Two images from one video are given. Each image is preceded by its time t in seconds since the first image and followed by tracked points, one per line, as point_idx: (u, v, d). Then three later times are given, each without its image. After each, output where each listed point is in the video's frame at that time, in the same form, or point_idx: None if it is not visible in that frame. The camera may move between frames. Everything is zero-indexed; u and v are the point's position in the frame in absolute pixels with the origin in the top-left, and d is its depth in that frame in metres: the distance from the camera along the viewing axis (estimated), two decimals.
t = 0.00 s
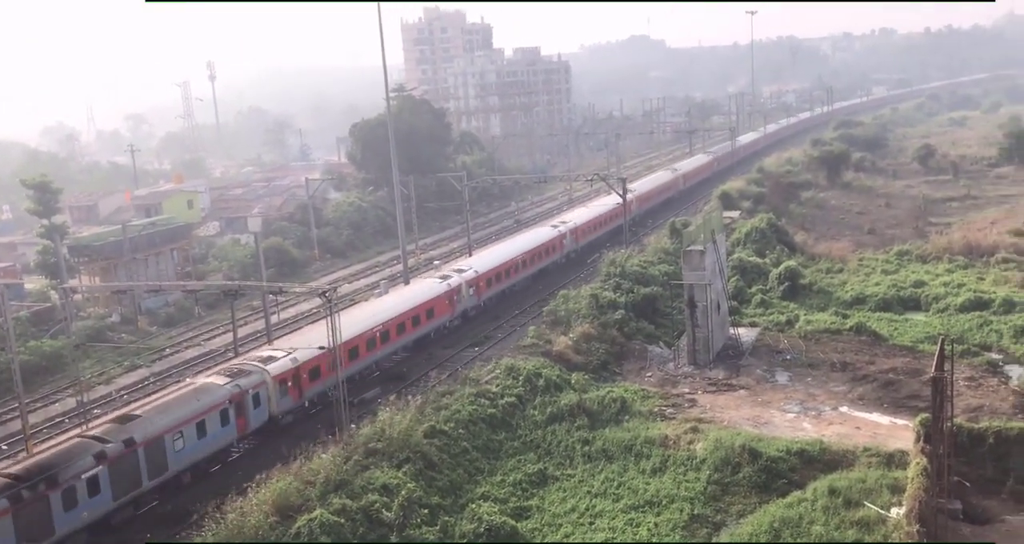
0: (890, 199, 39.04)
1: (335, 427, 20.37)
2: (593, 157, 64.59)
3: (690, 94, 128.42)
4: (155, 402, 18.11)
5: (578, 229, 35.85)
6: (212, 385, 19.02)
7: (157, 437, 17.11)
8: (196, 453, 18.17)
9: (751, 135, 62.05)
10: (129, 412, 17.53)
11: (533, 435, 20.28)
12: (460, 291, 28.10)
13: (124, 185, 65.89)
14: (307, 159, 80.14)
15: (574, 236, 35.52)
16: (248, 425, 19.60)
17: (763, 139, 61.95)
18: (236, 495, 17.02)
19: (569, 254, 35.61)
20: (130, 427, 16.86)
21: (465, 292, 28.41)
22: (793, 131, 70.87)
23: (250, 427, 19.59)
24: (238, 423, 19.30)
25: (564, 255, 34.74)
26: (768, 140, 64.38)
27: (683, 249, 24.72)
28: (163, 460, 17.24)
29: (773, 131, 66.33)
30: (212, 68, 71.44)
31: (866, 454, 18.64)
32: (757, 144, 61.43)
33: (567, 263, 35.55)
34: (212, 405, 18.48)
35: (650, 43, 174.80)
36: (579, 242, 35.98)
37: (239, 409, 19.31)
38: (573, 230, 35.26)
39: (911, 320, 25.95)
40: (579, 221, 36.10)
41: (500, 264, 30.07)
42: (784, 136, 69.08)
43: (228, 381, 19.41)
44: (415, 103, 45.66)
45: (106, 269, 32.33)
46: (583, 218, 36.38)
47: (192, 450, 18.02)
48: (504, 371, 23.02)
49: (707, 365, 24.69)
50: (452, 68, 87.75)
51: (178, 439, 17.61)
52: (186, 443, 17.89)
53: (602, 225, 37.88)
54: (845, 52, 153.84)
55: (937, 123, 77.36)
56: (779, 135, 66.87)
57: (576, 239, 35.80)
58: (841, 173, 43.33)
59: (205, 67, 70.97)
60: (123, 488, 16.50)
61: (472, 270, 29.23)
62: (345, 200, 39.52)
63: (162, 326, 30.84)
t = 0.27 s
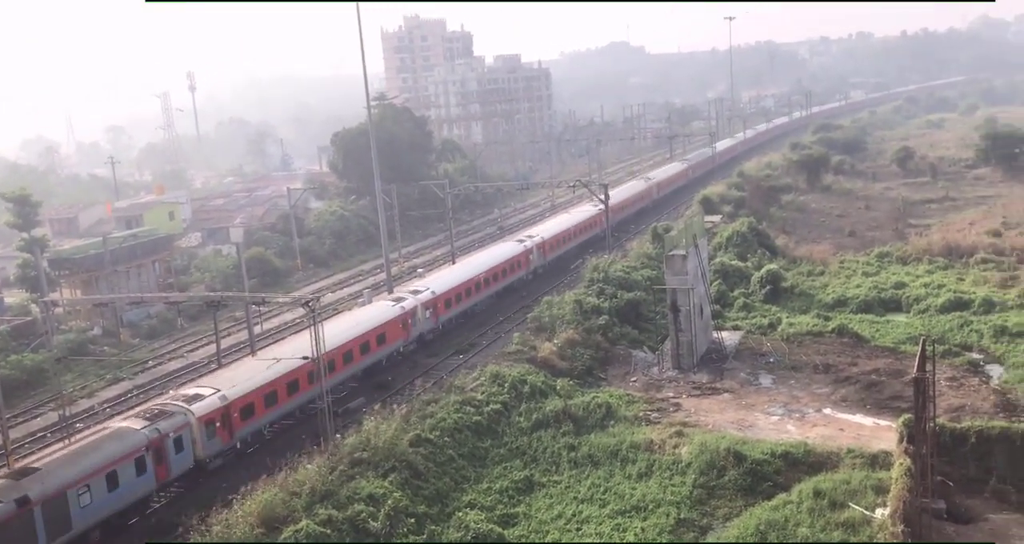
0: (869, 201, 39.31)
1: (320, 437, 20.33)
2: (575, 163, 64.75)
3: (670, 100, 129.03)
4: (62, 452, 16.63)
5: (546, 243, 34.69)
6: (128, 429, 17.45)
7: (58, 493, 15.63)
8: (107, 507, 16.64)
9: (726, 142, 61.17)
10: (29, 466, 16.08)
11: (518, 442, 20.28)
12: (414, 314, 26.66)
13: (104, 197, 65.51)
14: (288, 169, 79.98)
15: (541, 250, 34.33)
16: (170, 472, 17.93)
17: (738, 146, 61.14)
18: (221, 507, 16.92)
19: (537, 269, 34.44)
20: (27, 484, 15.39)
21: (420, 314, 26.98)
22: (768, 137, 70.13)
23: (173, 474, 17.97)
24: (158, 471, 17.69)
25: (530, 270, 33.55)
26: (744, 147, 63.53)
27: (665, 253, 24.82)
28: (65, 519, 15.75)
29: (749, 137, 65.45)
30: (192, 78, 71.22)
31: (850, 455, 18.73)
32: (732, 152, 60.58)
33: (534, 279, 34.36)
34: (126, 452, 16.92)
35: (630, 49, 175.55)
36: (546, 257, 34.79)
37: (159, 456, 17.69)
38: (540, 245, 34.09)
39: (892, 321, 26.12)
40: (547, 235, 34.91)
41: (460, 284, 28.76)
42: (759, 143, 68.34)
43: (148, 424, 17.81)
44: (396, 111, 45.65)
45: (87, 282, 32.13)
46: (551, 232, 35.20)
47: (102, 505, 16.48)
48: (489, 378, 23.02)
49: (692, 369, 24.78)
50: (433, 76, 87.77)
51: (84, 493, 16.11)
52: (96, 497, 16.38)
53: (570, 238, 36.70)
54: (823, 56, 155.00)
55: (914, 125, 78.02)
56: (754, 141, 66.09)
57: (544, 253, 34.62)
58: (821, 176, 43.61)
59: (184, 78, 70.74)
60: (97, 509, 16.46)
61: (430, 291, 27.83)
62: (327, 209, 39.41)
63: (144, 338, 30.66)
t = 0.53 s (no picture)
0: (853, 205, 39.50)
1: (305, 445, 20.26)
2: (559, 169, 64.84)
3: (654, 105, 129.52)
4: None
5: (513, 258, 33.42)
6: (31, 478, 15.86)
7: None
8: None
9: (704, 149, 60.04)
10: None
11: (505, 448, 20.24)
12: (366, 338, 25.18)
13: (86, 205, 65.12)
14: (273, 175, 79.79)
15: (507, 266, 33.05)
16: (77, 524, 16.37)
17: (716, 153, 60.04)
18: (206, 516, 16.81)
19: (503, 286, 33.17)
20: None
21: (374, 338, 25.58)
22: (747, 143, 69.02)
23: (80, 528, 16.40)
24: (63, 523, 16.14)
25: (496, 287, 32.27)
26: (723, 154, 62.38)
27: (650, 258, 24.86)
28: None
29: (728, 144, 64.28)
30: (176, 85, 70.97)
31: (836, 458, 18.76)
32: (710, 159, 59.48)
33: (502, 296, 33.11)
34: (26, 506, 15.38)
35: (613, 55, 176.06)
36: (514, 272, 33.51)
37: (65, 506, 16.12)
38: (505, 261, 32.81)
39: (876, 324, 26.22)
40: (514, 250, 33.63)
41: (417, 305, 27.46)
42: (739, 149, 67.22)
43: (53, 472, 16.19)
44: (381, 118, 45.62)
45: (70, 290, 31.90)
46: (519, 247, 33.91)
47: None
48: (475, 384, 22.99)
49: (677, 374, 24.82)
50: (417, 82, 87.77)
51: None
52: None
53: (540, 253, 35.41)
54: (805, 61, 155.93)
55: (897, 129, 78.49)
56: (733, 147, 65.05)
57: (511, 269, 33.35)
58: (805, 180, 43.80)
59: (168, 85, 70.50)
60: (76, 522, 16.33)
61: (384, 312, 26.40)
62: (312, 216, 39.29)
63: (127, 346, 30.45)
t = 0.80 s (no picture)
0: (843, 209, 39.63)
1: (296, 449, 20.21)
2: (550, 173, 64.90)
3: (644, 109, 129.81)
4: None
5: (485, 272, 32.01)
6: None
7: None
8: None
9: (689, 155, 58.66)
10: None
11: (496, 452, 20.22)
12: (320, 363, 23.31)
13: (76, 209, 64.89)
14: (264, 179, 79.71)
15: (479, 281, 31.61)
16: None
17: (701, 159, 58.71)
18: (196, 521, 16.74)
19: (475, 301, 31.72)
20: None
21: (329, 362, 23.72)
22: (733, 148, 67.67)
23: None
24: None
25: (466, 304, 30.78)
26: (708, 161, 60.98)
27: (641, 262, 24.90)
28: None
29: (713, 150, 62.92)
30: (165, 89, 70.82)
31: (826, 461, 18.81)
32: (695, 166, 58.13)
33: (473, 312, 31.64)
34: None
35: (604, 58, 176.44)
36: (486, 287, 32.07)
37: None
38: (477, 275, 31.36)
39: (866, 327, 26.31)
40: (486, 263, 32.22)
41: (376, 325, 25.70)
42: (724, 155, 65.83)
43: None
44: (372, 122, 45.61)
45: (59, 294, 31.78)
46: (491, 260, 32.49)
47: None
48: (466, 388, 22.99)
49: (668, 377, 24.86)
50: (408, 86, 87.77)
51: None
52: None
53: (513, 266, 33.97)
54: (795, 64, 156.53)
55: (886, 132, 78.80)
56: (719, 153, 63.89)
57: (483, 284, 31.93)
58: (795, 183, 43.93)
59: (158, 89, 70.34)
60: None
61: (341, 334, 24.66)
62: (302, 220, 39.24)
63: (117, 351, 30.34)
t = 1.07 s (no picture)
0: (838, 211, 39.67)
1: (292, 449, 20.20)
2: (546, 175, 64.92)
3: (641, 110, 129.97)
4: None
5: (461, 284, 30.66)
6: None
7: None
8: None
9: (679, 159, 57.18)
10: None
11: (491, 454, 20.23)
12: (270, 390, 21.46)
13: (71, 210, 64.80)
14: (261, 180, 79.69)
15: (453, 293, 30.24)
16: None
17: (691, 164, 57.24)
18: (192, 522, 16.72)
19: (449, 315, 30.33)
20: None
21: (282, 388, 21.88)
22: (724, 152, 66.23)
23: None
24: None
25: (439, 318, 29.42)
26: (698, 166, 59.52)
27: (637, 263, 24.96)
28: None
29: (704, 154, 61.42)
30: (162, 89, 70.75)
31: (822, 463, 18.83)
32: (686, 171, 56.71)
33: (447, 326, 30.24)
34: None
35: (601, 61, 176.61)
36: (461, 300, 30.70)
37: None
38: (451, 287, 30.01)
39: (862, 328, 26.33)
40: (462, 275, 30.87)
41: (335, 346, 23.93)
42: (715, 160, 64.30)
43: None
44: (368, 123, 45.62)
45: (54, 295, 31.73)
46: (467, 272, 31.14)
47: None
48: (462, 390, 23.00)
49: (664, 378, 24.89)
50: (405, 87, 87.78)
51: None
52: None
53: (491, 278, 32.61)
54: (792, 67, 156.71)
55: (881, 135, 78.96)
56: (711, 158, 62.67)
57: (458, 297, 30.56)
58: (791, 185, 43.97)
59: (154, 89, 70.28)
60: None
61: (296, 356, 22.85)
62: (299, 220, 39.20)
63: (112, 351, 30.30)
